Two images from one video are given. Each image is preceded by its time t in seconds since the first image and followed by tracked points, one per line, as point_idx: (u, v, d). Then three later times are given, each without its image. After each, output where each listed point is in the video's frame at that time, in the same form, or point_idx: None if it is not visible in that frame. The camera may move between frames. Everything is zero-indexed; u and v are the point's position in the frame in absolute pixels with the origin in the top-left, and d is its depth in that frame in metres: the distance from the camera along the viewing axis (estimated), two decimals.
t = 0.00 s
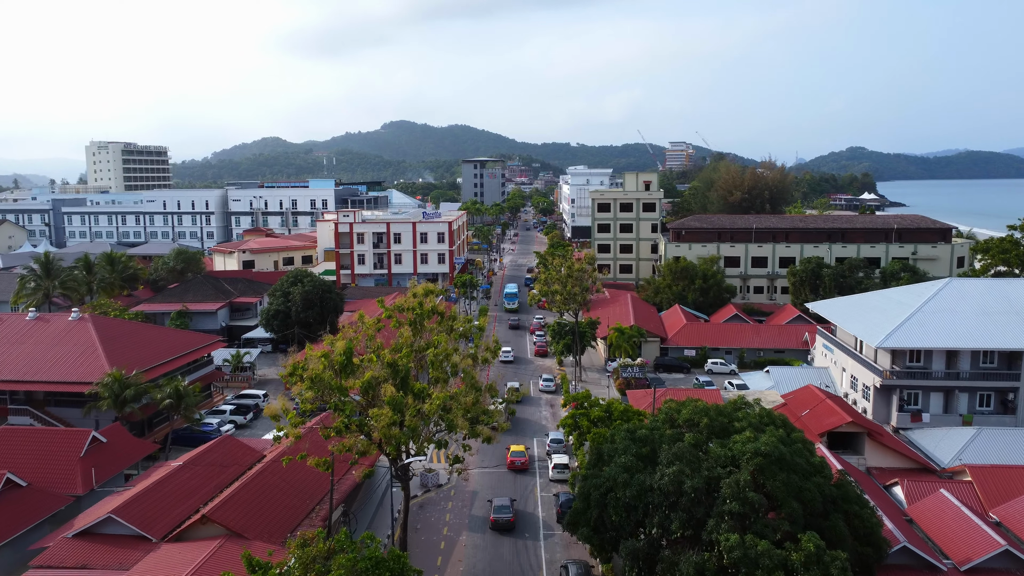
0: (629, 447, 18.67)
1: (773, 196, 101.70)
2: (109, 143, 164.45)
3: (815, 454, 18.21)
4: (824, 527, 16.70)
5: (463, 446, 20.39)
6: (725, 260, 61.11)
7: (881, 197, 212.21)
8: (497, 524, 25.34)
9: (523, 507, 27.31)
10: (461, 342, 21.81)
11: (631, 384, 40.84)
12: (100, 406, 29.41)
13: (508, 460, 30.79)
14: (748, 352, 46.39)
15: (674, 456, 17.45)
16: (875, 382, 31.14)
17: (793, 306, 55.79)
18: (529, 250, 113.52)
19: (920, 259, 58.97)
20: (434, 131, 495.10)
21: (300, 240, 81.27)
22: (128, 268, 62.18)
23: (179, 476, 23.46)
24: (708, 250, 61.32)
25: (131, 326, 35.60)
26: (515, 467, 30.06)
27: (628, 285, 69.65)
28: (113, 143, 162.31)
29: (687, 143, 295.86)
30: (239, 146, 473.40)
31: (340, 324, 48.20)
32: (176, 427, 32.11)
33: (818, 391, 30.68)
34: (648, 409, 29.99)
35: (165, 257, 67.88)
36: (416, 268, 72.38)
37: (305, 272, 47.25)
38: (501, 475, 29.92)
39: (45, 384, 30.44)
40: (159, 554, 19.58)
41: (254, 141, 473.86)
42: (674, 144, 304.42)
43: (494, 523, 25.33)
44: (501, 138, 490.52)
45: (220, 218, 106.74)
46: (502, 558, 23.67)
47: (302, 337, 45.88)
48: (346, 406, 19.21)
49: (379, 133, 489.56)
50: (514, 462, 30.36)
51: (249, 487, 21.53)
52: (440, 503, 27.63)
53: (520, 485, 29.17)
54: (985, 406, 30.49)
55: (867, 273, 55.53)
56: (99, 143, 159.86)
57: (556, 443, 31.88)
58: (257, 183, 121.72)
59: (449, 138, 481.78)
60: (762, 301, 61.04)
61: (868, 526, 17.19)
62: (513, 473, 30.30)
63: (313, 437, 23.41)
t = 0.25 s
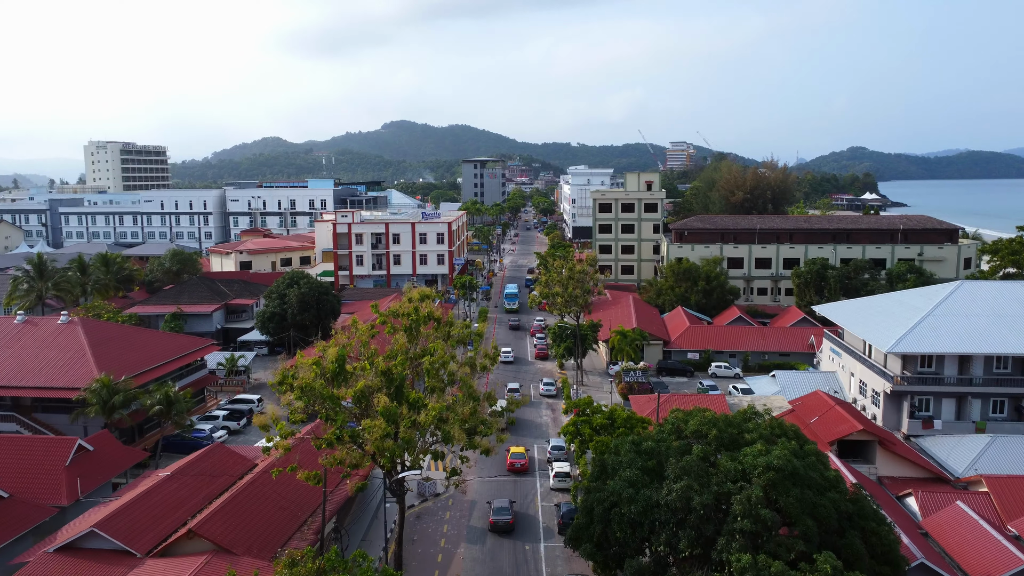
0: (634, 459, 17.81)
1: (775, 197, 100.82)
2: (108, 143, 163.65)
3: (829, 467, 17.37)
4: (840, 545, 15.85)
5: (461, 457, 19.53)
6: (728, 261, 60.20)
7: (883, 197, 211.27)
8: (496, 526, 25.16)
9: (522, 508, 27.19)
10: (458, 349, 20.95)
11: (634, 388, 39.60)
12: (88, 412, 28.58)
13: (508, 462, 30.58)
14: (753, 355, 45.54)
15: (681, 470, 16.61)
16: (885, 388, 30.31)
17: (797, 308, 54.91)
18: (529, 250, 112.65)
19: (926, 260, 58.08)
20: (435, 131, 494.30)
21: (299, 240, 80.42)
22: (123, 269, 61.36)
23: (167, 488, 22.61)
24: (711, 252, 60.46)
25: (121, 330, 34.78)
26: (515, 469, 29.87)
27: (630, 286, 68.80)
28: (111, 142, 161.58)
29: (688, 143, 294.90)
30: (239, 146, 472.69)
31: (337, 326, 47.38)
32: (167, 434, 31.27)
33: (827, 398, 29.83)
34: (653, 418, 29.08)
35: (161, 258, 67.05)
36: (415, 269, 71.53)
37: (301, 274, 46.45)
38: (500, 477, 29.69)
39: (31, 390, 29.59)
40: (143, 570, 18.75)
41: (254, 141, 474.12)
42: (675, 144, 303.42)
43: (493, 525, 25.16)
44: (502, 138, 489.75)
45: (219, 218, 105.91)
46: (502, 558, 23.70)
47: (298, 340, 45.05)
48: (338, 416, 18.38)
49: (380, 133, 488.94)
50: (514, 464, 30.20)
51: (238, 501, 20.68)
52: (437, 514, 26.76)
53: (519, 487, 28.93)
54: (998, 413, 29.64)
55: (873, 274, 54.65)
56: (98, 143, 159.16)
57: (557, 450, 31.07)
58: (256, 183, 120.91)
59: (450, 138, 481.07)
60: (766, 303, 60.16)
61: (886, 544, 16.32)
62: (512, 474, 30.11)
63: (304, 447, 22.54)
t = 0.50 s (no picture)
0: (639, 471, 17.04)
1: (777, 197, 100.00)
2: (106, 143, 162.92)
3: (843, 481, 16.61)
4: (856, 563, 15.09)
5: (458, 468, 18.77)
6: (731, 262, 59.40)
7: (884, 197, 210.41)
8: (496, 528, 25.06)
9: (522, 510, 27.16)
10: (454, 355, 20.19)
11: (636, 392, 39.07)
12: (77, 419, 27.82)
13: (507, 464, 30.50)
14: (757, 358, 44.78)
15: (689, 484, 15.85)
16: (895, 394, 29.55)
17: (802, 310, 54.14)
18: (530, 251, 111.94)
19: (932, 261, 57.27)
20: (435, 131, 493.56)
21: (297, 241, 79.67)
22: (119, 270, 60.55)
23: (155, 498, 21.82)
24: (714, 253, 59.70)
25: (112, 333, 34.02)
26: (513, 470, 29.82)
27: (631, 287, 68.05)
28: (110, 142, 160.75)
29: (689, 143, 294.00)
30: (240, 145, 472.08)
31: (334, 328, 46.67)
32: (158, 440, 30.51)
33: (835, 403, 29.05)
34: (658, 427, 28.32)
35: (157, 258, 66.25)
36: (414, 270, 70.78)
37: (297, 276, 45.74)
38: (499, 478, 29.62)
39: (19, 396, 28.84)
40: None
41: (254, 141, 473.28)
42: (676, 144, 302.54)
43: (492, 527, 25.04)
44: (502, 138, 489.03)
45: (217, 219, 105.19)
46: (498, 545, 24.48)
47: (294, 343, 44.30)
48: (331, 425, 17.65)
49: (380, 133, 488.29)
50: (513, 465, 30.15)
51: (228, 513, 19.89)
52: (435, 524, 25.99)
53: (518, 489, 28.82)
54: (1011, 419, 28.87)
55: (878, 276, 53.91)
56: (97, 142, 158.47)
57: (558, 457, 30.34)
58: (255, 183, 120.09)
59: (450, 138, 480.34)
60: (769, 305, 59.39)
61: (904, 562, 15.55)
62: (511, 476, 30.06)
63: (295, 458, 21.63)
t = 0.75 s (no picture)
0: (644, 487, 16.16)
1: (780, 197, 99.08)
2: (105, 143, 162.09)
3: (860, 498, 15.75)
4: None
5: (455, 483, 17.92)
6: (734, 264, 58.55)
7: (886, 197, 209.49)
8: (495, 531, 24.80)
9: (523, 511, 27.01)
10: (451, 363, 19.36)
11: (639, 397, 38.02)
12: (63, 426, 26.99)
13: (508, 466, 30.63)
14: (762, 361, 43.92)
15: (698, 502, 15.00)
16: (906, 400, 28.69)
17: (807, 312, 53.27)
18: (530, 251, 111.05)
19: (938, 263, 56.34)
20: (436, 131, 492.66)
21: (295, 242, 78.82)
22: (114, 271, 59.71)
23: (140, 511, 20.92)
24: (717, 254, 58.85)
25: (102, 337, 33.23)
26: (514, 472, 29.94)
27: (633, 289, 67.20)
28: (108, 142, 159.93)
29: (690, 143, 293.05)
30: (240, 145, 471.27)
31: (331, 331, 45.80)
32: (148, 447, 29.67)
33: (845, 410, 28.17)
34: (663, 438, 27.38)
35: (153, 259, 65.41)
36: (413, 271, 69.93)
37: (293, 278, 44.84)
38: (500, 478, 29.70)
39: (4, 402, 28.01)
40: None
41: (254, 141, 472.63)
42: (677, 144, 301.62)
43: (492, 530, 24.79)
44: (503, 138, 488.25)
45: (215, 219, 104.39)
46: (499, 560, 23.37)
47: (290, 346, 43.47)
48: (321, 437, 16.83)
49: (381, 133, 487.52)
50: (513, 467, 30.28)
51: (215, 528, 19.01)
52: (432, 535, 25.11)
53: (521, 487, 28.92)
54: None
55: (884, 277, 53.03)
56: (95, 142, 157.66)
57: (559, 465, 29.46)
58: (254, 183, 119.21)
59: (451, 137, 479.56)
60: (774, 307, 58.51)
61: None
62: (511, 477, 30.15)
63: (284, 471, 20.70)
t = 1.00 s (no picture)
0: (650, 501, 15.37)
1: (781, 197, 98.32)
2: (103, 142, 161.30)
3: (877, 515, 15.01)
4: None
5: (453, 496, 17.15)
6: (737, 265, 57.80)
7: (888, 197, 208.67)
8: (494, 532, 24.68)
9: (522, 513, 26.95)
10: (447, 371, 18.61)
11: (641, 402, 37.06)
12: (50, 433, 26.22)
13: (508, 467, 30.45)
14: (766, 364, 43.15)
15: (707, 520, 14.27)
16: (917, 406, 27.91)
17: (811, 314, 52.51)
18: (530, 252, 110.29)
19: (944, 264, 55.56)
20: (436, 131, 491.91)
21: (293, 242, 78.08)
22: (110, 272, 58.99)
23: (125, 523, 20.10)
24: (720, 254, 58.08)
25: (93, 341, 32.50)
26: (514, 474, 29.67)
27: (634, 290, 66.44)
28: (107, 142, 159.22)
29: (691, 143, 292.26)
30: (240, 145, 470.80)
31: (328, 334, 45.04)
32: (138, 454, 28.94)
33: (853, 416, 27.42)
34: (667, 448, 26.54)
35: (149, 260, 64.69)
36: (412, 272, 69.19)
37: (290, 279, 44.04)
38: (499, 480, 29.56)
39: None
40: None
41: (255, 141, 472.24)
42: (678, 144, 300.75)
43: (490, 532, 24.62)
44: (503, 138, 488.00)
45: (213, 219, 103.66)
46: (498, 566, 22.89)
47: (286, 349, 42.76)
48: (312, 449, 16.07)
49: (381, 133, 486.74)
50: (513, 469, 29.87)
51: (203, 542, 18.22)
52: (429, 547, 24.33)
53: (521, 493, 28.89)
54: None
55: (890, 279, 52.26)
56: (94, 142, 156.92)
57: (560, 472, 28.73)
58: (252, 183, 118.46)
59: (451, 137, 478.77)
60: (777, 308, 57.74)
61: None
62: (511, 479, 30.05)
63: (274, 483, 19.92)
